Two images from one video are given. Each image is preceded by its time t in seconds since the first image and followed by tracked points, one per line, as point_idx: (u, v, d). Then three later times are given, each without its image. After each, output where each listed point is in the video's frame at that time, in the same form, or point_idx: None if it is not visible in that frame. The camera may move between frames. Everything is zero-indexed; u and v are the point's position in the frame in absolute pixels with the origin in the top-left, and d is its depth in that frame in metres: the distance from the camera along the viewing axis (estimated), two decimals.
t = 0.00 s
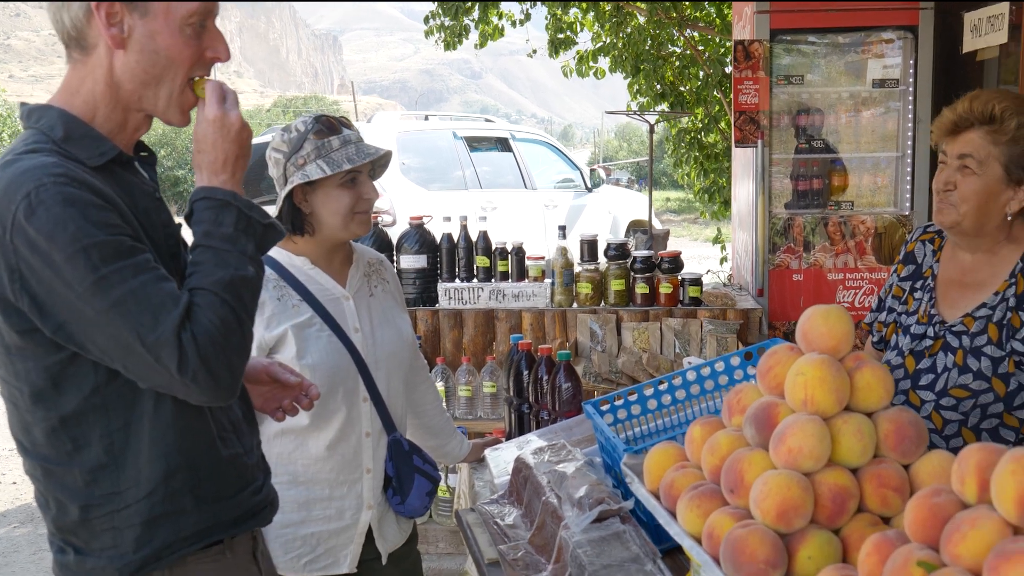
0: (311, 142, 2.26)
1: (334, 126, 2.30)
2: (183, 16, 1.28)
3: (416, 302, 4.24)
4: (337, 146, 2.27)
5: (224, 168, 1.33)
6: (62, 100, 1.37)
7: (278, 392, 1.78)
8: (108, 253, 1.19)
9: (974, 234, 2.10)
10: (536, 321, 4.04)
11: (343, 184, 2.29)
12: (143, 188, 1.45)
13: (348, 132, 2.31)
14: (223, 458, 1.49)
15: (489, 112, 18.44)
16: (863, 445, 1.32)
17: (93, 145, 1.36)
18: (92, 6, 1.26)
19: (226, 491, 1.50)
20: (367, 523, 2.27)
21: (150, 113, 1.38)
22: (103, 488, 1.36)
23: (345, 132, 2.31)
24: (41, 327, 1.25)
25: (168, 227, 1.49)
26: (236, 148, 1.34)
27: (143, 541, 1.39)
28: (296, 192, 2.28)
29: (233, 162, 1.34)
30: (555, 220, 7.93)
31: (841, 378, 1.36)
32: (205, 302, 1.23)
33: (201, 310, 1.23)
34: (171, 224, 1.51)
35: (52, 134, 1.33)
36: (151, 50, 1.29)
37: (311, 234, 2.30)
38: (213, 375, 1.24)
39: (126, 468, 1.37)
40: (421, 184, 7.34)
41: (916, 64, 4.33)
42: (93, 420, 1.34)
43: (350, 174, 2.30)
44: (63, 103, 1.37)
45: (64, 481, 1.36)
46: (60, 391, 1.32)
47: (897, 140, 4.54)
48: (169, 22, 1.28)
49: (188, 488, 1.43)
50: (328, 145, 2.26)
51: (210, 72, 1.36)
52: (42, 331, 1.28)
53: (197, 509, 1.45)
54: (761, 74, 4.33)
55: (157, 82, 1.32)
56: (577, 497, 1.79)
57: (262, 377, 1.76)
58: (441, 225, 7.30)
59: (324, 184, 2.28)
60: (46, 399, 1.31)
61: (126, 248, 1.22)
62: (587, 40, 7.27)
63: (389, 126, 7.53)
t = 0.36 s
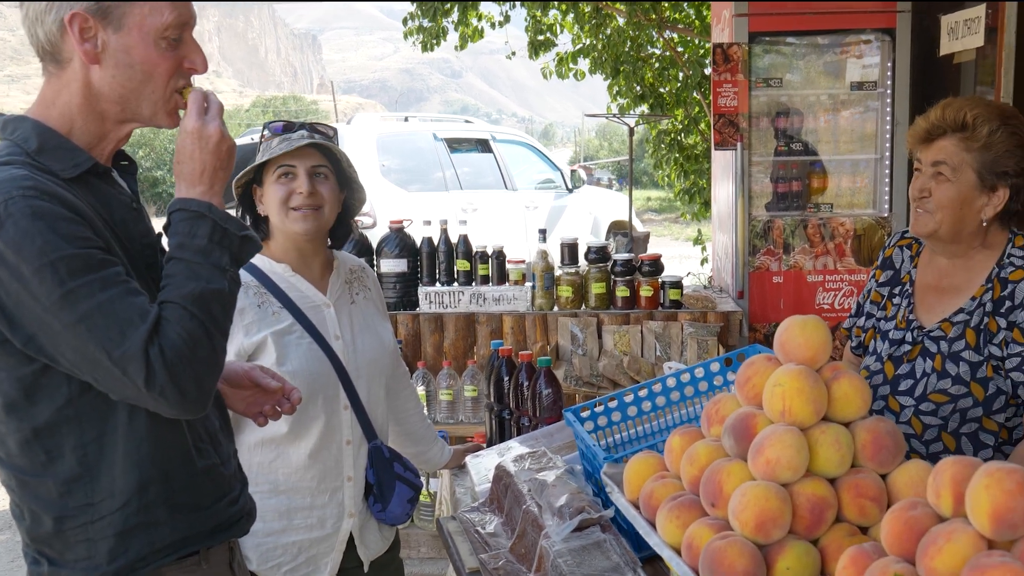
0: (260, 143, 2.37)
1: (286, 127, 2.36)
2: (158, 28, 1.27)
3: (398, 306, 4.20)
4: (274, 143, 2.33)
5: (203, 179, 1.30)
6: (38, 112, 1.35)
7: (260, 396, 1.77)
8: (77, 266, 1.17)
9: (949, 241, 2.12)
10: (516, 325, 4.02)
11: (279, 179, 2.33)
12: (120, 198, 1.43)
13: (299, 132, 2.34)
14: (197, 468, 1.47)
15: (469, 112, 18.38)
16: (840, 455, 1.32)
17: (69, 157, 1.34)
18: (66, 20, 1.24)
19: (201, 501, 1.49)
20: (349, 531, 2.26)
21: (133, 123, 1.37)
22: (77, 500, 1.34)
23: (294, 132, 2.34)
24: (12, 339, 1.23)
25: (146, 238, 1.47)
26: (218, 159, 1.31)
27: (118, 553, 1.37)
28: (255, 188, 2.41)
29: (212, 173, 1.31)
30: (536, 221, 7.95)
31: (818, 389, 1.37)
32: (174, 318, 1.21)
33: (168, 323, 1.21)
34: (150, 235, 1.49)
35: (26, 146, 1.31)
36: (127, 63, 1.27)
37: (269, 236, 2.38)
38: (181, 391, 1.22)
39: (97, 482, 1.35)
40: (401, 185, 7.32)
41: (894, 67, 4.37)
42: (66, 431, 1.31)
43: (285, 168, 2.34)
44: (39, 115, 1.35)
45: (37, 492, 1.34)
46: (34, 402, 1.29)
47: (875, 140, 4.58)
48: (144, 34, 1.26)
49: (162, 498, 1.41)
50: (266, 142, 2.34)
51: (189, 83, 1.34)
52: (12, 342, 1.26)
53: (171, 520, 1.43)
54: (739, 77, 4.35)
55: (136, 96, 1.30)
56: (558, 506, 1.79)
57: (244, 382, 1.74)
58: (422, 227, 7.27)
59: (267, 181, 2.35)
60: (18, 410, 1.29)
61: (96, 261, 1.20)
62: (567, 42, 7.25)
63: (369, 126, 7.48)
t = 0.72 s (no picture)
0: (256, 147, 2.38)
1: (283, 131, 2.38)
2: (137, 22, 1.27)
3: (392, 306, 4.21)
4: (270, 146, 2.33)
5: (232, 230, 1.26)
6: (29, 117, 1.35)
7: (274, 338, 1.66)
8: (45, 283, 1.17)
9: (935, 239, 2.15)
10: (511, 325, 4.05)
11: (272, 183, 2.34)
12: (113, 202, 1.43)
13: (293, 136, 2.36)
14: (181, 477, 1.48)
15: (462, 112, 18.39)
16: (833, 454, 1.34)
17: (61, 160, 1.35)
18: (46, 29, 1.24)
19: (190, 506, 1.49)
20: (343, 530, 2.27)
21: (126, 120, 1.38)
22: (64, 508, 1.34)
23: (289, 136, 2.36)
24: None
25: (142, 241, 1.47)
26: (253, 214, 1.27)
27: (111, 560, 1.38)
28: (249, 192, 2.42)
29: (241, 228, 1.26)
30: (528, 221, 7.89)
31: (811, 389, 1.38)
32: (138, 351, 1.17)
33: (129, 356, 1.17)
34: (146, 240, 1.49)
35: (18, 151, 1.31)
36: (112, 63, 1.28)
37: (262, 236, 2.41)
38: (124, 425, 1.17)
39: (77, 495, 1.34)
40: (394, 185, 7.32)
41: (886, 68, 4.40)
42: (52, 439, 1.31)
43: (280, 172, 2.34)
44: (30, 120, 1.35)
45: (27, 496, 1.34)
46: (19, 408, 1.29)
47: (867, 140, 4.61)
48: (125, 31, 1.27)
49: (150, 508, 1.41)
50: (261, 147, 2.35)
51: (176, 73, 1.35)
52: None
53: (163, 529, 1.44)
54: (732, 78, 4.37)
55: (125, 94, 1.31)
56: (553, 506, 1.81)
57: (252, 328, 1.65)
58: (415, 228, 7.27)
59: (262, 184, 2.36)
60: (3, 417, 1.29)
61: (66, 279, 1.19)
62: (560, 42, 7.23)
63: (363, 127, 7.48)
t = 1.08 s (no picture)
0: (260, 139, 2.31)
1: (288, 123, 2.33)
2: (129, 12, 1.29)
3: (385, 303, 4.19)
4: (281, 141, 2.29)
5: (216, 331, 1.28)
6: (20, 110, 1.35)
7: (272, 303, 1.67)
8: None
9: (927, 228, 2.13)
10: (505, 321, 4.05)
11: (285, 178, 2.31)
12: (101, 195, 1.40)
13: (302, 129, 2.33)
14: (166, 476, 1.48)
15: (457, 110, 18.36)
16: (827, 444, 1.34)
17: (49, 154, 1.33)
18: (40, 25, 1.25)
19: (174, 505, 1.50)
20: (339, 527, 2.28)
21: (122, 108, 1.39)
22: (38, 515, 1.33)
23: (297, 130, 2.32)
24: None
25: (131, 236, 1.43)
26: (244, 323, 1.29)
27: (93, 565, 1.37)
28: (251, 185, 2.36)
29: (227, 330, 1.29)
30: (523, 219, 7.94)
31: (805, 378, 1.38)
32: (67, 393, 1.20)
33: (50, 398, 1.19)
34: (138, 235, 1.45)
35: (6, 144, 1.30)
36: (107, 54, 1.30)
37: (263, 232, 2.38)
38: (16, 458, 1.18)
39: (47, 503, 1.33)
40: (387, 184, 7.31)
41: (880, 65, 4.42)
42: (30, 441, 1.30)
43: (294, 167, 2.32)
44: (22, 114, 1.35)
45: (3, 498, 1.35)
46: None
47: (861, 137, 4.61)
48: (117, 21, 1.28)
49: (129, 512, 1.42)
50: (273, 141, 2.29)
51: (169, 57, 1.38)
52: None
53: (147, 531, 1.44)
54: (725, 74, 4.37)
55: (122, 83, 1.33)
56: (547, 498, 1.80)
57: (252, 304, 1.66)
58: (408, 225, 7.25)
59: (270, 179, 2.32)
60: None
61: (14, 296, 1.19)
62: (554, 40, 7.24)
63: (356, 125, 7.48)
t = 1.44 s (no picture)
0: (252, 140, 2.28)
1: (280, 123, 2.31)
2: (124, 7, 1.37)
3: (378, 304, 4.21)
4: (276, 142, 2.27)
5: (191, 376, 1.41)
6: (20, 112, 1.41)
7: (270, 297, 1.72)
8: None
9: (912, 236, 2.12)
10: (497, 321, 4.04)
11: (281, 179, 2.29)
12: (99, 201, 1.46)
13: (293, 130, 2.32)
14: (143, 488, 1.54)
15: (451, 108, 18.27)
16: (819, 448, 1.33)
17: (48, 158, 1.39)
18: (39, 25, 1.32)
19: (154, 517, 1.56)
20: (331, 530, 2.26)
21: (122, 106, 1.46)
22: (9, 521, 1.39)
23: (290, 129, 2.31)
24: None
25: (126, 244, 1.49)
26: (220, 372, 1.42)
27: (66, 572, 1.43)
28: (244, 187, 2.33)
29: (199, 377, 1.41)
30: (515, 218, 7.87)
31: (797, 382, 1.37)
32: (31, 415, 1.28)
33: (13, 419, 1.27)
34: (134, 243, 1.52)
35: (5, 146, 1.36)
36: (106, 50, 1.37)
37: (257, 233, 2.33)
38: None
39: (19, 512, 1.38)
40: (379, 183, 7.27)
41: (872, 65, 4.42)
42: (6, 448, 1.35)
43: (290, 168, 2.30)
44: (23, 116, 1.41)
45: None
46: None
47: (854, 137, 4.60)
48: (114, 16, 1.36)
49: (106, 521, 1.48)
50: (266, 141, 2.27)
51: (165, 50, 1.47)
52: None
53: (123, 542, 1.50)
54: (718, 73, 4.37)
55: (122, 79, 1.41)
56: (538, 502, 1.79)
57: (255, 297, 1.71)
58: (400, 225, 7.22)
59: (264, 180, 2.30)
60: None
61: None
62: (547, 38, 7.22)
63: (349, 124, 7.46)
